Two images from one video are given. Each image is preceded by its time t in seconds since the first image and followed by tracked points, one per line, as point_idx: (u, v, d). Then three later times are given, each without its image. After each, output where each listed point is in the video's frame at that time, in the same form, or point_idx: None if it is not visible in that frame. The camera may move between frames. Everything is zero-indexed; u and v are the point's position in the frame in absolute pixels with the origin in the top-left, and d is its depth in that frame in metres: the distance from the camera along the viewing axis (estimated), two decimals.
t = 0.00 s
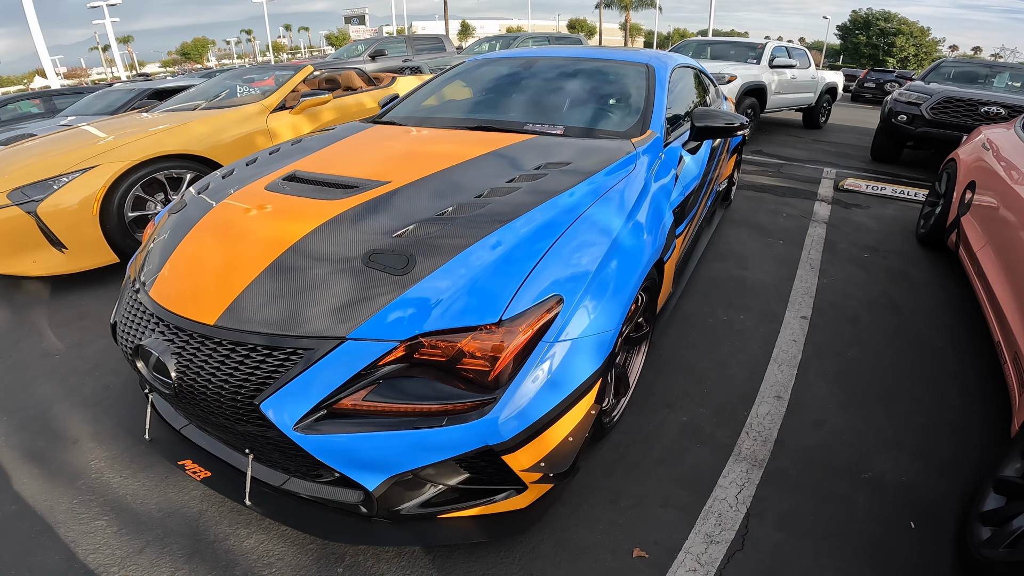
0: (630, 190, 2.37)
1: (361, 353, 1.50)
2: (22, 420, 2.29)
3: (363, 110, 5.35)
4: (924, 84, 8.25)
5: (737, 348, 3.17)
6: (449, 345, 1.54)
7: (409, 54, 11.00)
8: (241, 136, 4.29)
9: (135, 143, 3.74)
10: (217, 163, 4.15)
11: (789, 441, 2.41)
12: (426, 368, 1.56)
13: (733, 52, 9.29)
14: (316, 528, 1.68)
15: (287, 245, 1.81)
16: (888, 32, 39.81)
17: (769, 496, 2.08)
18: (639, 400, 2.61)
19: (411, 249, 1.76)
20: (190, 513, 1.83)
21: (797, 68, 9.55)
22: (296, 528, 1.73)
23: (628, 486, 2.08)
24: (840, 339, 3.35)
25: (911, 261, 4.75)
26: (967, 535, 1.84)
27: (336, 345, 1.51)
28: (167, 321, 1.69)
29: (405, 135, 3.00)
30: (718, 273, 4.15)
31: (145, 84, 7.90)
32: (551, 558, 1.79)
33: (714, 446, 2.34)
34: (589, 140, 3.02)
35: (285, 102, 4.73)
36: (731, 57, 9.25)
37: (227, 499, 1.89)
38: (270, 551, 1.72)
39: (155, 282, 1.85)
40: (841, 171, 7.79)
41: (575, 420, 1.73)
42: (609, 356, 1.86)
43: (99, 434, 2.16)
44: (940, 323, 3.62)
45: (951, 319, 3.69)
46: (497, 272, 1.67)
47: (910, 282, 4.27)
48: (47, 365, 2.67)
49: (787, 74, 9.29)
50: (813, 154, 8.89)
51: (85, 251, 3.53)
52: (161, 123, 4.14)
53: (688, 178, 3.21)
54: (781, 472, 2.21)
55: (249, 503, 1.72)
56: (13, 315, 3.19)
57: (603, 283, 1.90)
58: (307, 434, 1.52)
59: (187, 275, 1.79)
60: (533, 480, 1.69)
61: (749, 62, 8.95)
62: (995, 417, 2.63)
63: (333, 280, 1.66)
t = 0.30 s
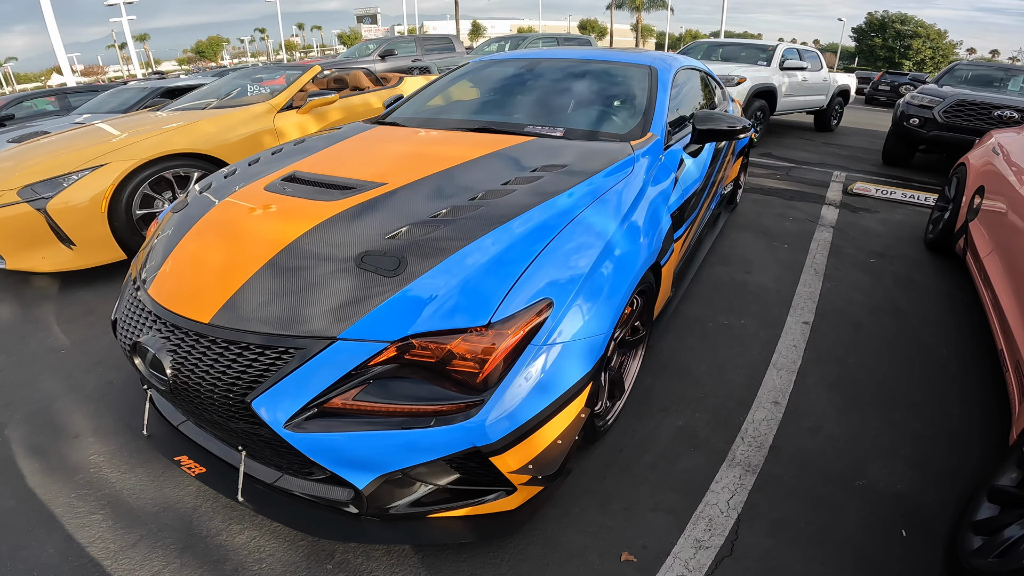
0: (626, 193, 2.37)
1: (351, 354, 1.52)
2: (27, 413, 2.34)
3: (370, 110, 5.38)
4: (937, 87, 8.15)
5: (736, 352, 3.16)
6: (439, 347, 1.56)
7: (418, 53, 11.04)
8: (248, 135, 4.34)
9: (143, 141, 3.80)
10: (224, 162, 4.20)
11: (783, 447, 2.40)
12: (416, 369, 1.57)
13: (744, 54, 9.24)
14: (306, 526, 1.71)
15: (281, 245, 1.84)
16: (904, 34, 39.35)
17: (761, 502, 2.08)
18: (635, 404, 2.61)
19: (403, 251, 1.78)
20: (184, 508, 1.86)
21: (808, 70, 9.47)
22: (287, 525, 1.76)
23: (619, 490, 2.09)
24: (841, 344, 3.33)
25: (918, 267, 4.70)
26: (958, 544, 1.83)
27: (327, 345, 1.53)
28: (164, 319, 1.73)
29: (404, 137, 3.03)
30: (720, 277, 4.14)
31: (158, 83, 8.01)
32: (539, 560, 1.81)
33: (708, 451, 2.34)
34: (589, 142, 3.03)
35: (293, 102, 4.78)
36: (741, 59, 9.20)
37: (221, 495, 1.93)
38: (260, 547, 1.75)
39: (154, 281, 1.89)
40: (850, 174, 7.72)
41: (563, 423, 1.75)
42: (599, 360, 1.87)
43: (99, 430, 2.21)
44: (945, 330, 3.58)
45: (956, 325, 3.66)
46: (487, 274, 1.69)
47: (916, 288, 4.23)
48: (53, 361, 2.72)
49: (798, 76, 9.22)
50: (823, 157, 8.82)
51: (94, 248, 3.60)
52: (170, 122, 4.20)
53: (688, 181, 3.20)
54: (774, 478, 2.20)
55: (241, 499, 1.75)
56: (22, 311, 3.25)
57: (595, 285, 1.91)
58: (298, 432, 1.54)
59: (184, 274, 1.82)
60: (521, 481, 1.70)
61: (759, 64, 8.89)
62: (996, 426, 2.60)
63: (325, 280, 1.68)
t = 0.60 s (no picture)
0: (622, 196, 2.37)
1: (342, 353, 1.55)
2: (32, 407, 2.40)
3: (377, 109, 5.42)
4: (951, 90, 8.05)
5: (735, 357, 3.15)
6: (429, 347, 1.57)
7: (427, 53, 11.08)
8: (256, 134, 4.39)
9: (152, 139, 3.87)
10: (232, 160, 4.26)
11: (778, 452, 2.40)
12: (406, 368, 1.59)
13: (754, 56, 9.18)
14: (296, 522, 1.74)
15: (277, 244, 1.87)
16: (921, 36, 38.87)
17: (752, 507, 2.08)
18: (630, 407, 2.62)
19: (396, 251, 1.80)
20: (179, 502, 1.91)
21: (820, 72, 9.38)
22: (278, 521, 1.79)
23: (610, 492, 2.10)
24: (842, 350, 3.31)
25: (925, 272, 4.65)
26: (949, 553, 1.82)
27: (319, 344, 1.56)
28: (161, 315, 1.77)
29: (406, 137, 3.06)
30: (723, 280, 4.13)
31: (171, 80, 8.10)
32: (527, 561, 1.82)
33: (701, 455, 2.34)
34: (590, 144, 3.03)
35: (300, 100, 4.82)
36: (752, 60, 9.14)
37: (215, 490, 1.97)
38: (251, 541, 1.79)
39: (153, 277, 1.93)
40: (861, 178, 7.64)
41: (552, 425, 1.76)
42: (590, 362, 1.88)
43: (100, 425, 2.26)
44: (949, 337, 3.54)
45: (961, 332, 3.62)
46: (476, 276, 1.70)
47: (922, 294, 4.19)
48: (59, 355, 2.78)
49: (809, 78, 9.15)
50: (833, 160, 8.74)
51: (102, 244, 3.66)
52: (180, 120, 4.27)
53: (688, 184, 3.18)
54: (767, 483, 2.20)
55: (234, 494, 1.79)
56: (31, 305, 3.32)
57: (587, 288, 1.91)
58: (288, 429, 1.56)
59: (182, 271, 1.86)
60: (509, 481, 1.72)
61: (770, 66, 8.82)
62: (996, 434, 2.57)
63: (318, 280, 1.71)
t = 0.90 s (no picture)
0: (620, 197, 2.37)
1: (334, 352, 1.56)
2: (36, 401, 2.45)
3: (383, 109, 5.45)
4: (964, 93, 7.95)
5: (735, 360, 3.13)
6: (420, 347, 1.58)
7: (437, 53, 11.11)
8: (262, 132, 4.43)
9: (160, 137, 3.92)
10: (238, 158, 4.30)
11: (774, 456, 2.39)
12: (398, 368, 1.60)
13: (764, 58, 9.12)
14: (287, 517, 1.76)
15: (273, 243, 1.89)
16: (937, 38, 38.42)
17: (745, 512, 2.08)
18: (627, 410, 2.62)
19: (389, 251, 1.81)
20: (174, 497, 1.96)
21: (831, 74, 9.30)
22: (270, 516, 1.82)
23: (602, 495, 2.10)
24: (844, 355, 3.28)
25: (932, 277, 4.61)
26: (942, 561, 1.81)
27: (311, 342, 1.57)
28: (159, 311, 1.80)
29: (407, 138, 3.08)
30: (725, 284, 4.12)
31: (183, 79, 8.19)
32: (516, 561, 1.83)
33: (696, 459, 2.33)
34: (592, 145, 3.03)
35: (307, 99, 4.85)
36: (762, 62, 9.07)
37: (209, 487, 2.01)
38: (243, 537, 1.82)
39: (153, 274, 1.96)
40: (870, 182, 7.57)
41: (542, 426, 1.77)
42: (583, 364, 1.88)
43: (101, 419, 2.32)
44: (954, 343, 3.50)
45: (966, 339, 3.58)
46: (468, 276, 1.72)
47: (928, 299, 4.14)
48: (65, 350, 2.83)
49: (820, 80, 9.07)
50: (843, 163, 8.67)
51: (109, 240, 3.70)
52: (187, 119, 4.31)
53: (688, 187, 3.17)
54: (761, 488, 2.19)
55: (227, 490, 1.81)
56: (38, 300, 3.38)
57: (581, 290, 1.92)
58: (280, 425, 1.58)
59: (181, 268, 1.89)
60: (499, 481, 1.73)
61: (780, 68, 8.76)
62: (996, 442, 2.54)
63: (311, 279, 1.72)
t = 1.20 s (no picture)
0: (616, 199, 2.37)
1: (323, 352, 1.57)
2: (34, 398, 2.47)
3: (386, 109, 5.46)
4: (971, 95, 7.88)
5: (732, 364, 3.12)
6: (409, 348, 1.59)
7: (441, 53, 11.13)
8: (264, 132, 4.45)
9: (161, 137, 3.94)
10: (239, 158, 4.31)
11: (768, 461, 2.38)
12: (386, 369, 1.60)
13: (769, 59, 9.08)
14: (276, 517, 1.78)
15: (265, 243, 1.90)
16: (947, 40, 38.15)
17: (737, 517, 2.07)
18: (622, 413, 2.61)
19: (380, 252, 1.82)
20: (166, 496, 1.98)
21: (837, 76, 9.25)
22: (260, 515, 1.83)
23: (593, 498, 2.10)
24: (843, 359, 3.26)
25: (935, 281, 4.57)
26: (934, 568, 1.80)
27: (299, 342, 1.58)
28: (151, 310, 1.81)
29: (405, 138, 3.08)
30: (724, 286, 4.11)
31: (188, 78, 8.23)
32: (505, 564, 1.83)
33: (690, 463, 2.33)
34: (590, 147, 3.02)
35: (309, 99, 4.87)
36: (767, 63, 9.03)
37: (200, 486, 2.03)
38: (233, 536, 1.84)
39: (147, 273, 1.98)
40: (875, 184, 7.53)
41: (531, 428, 1.77)
42: (573, 367, 1.88)
43: (97, 417, 2.34)
44: (955, 348, 3.48)
45: (967, 343, 3.55)
46: (458, 277, 1.72)
47: (930, 303, 4.11)
48: (64, 348, 2.86)
49: (826, 82, 9.03)
50: (848, 165, 8.62)
51: (110, 239, 3.72)
52: (189, 118, 4.34)
53: (686, 189, 3.16)
54: (754, 493, 2.19)
55: (217, 489, 1.83)
56: (40, 298, 3.41)
57: (573, 292, 1.92)
58: (268, 425, 1.59)
59: (174, 267, 1.91)
60: (487, 483, 1.73)
61: (786, 69, 8.71)
62: (994, 448, 2.52)
63: (301, 280, 1.73)
